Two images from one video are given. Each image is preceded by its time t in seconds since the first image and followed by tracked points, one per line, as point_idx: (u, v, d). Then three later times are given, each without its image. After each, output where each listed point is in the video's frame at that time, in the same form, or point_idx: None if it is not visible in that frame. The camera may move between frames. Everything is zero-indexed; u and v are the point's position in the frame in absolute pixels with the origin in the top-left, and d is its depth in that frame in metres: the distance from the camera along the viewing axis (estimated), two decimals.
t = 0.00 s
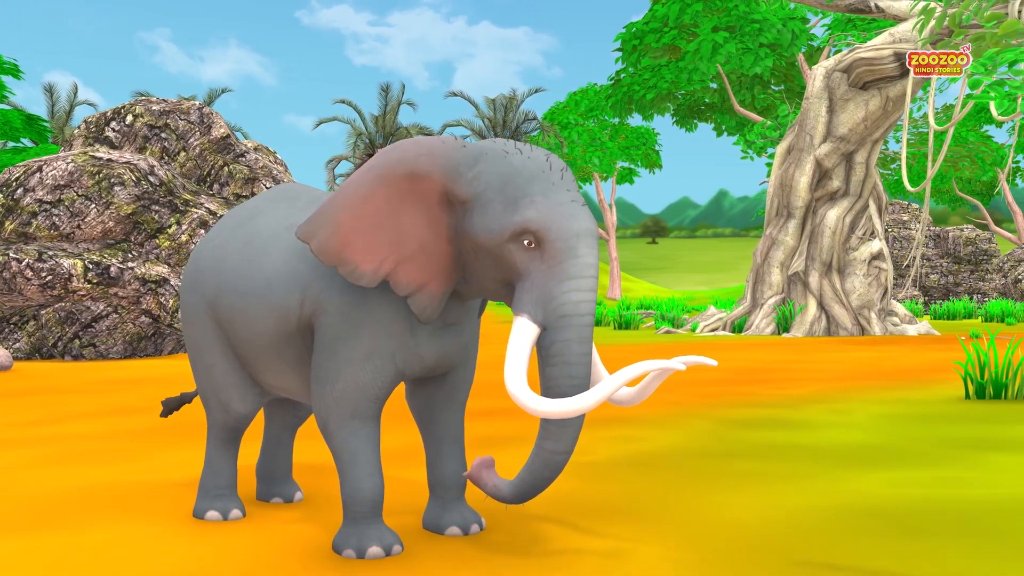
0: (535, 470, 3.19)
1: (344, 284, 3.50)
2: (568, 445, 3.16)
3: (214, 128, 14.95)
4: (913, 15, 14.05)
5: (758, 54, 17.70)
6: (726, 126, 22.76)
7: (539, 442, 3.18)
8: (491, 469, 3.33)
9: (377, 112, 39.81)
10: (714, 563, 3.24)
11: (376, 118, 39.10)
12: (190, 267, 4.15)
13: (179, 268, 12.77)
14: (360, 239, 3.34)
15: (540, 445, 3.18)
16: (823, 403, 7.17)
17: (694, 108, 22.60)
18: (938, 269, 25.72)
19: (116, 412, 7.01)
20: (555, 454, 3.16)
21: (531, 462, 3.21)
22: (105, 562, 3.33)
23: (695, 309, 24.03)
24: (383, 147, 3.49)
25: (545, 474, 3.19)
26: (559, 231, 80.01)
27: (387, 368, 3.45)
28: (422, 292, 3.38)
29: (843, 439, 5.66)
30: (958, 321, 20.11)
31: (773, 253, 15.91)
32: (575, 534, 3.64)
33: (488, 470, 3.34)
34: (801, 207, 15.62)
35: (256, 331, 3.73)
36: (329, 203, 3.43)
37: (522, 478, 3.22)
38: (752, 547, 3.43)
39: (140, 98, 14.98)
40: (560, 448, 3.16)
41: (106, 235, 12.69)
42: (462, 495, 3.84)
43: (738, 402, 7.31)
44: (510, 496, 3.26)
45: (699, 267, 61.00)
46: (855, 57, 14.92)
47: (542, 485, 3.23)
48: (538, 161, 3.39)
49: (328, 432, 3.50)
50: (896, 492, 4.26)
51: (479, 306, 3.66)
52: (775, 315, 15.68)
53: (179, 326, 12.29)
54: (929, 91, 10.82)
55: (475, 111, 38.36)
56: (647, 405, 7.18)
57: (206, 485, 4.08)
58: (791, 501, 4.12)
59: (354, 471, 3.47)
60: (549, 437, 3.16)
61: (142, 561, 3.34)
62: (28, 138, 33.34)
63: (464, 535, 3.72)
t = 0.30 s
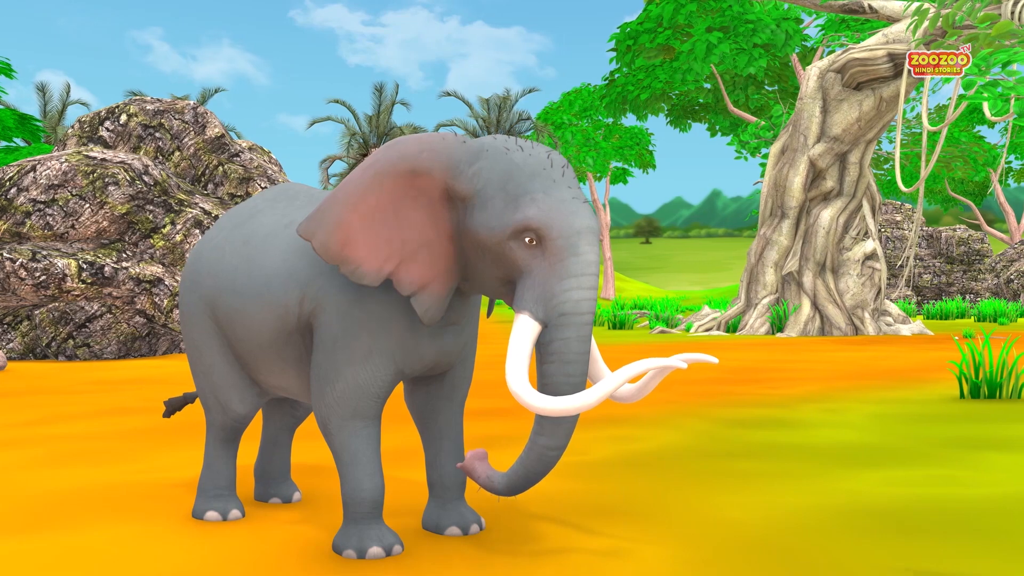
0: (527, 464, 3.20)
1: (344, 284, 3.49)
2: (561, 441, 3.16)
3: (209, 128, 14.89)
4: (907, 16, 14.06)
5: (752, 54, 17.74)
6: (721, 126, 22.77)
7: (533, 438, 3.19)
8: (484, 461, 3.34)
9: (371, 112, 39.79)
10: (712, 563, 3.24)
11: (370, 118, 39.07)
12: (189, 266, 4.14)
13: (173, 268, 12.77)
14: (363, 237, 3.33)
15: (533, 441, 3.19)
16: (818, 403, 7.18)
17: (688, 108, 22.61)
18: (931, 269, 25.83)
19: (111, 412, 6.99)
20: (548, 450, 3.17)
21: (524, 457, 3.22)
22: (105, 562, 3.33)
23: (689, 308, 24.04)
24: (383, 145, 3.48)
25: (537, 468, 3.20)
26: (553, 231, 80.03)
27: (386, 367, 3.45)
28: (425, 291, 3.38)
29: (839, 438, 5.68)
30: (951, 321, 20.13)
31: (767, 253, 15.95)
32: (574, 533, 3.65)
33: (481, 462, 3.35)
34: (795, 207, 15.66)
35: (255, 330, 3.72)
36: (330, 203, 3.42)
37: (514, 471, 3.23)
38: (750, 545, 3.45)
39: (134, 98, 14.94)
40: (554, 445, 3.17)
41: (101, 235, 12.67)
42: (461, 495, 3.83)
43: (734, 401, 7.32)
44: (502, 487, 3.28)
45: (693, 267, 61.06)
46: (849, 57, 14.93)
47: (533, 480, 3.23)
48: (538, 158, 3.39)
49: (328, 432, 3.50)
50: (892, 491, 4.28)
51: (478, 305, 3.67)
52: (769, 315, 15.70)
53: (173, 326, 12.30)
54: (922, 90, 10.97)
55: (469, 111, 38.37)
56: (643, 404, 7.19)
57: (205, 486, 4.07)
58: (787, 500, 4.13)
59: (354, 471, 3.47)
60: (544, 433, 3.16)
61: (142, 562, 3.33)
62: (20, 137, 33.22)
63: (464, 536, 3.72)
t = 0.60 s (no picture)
0: (525, 457, 3.22)
1: (344, 282, 3.49)
2: (561, 434, 3.19)
3: (204, 127, 14.85)
4: (901, 16, 14.10)
5: (746, 54, 17.78)
6: (714, 126, 22.80)
7: (533, 431, 3.21)
8: (482, 448, 3.28)
9: (365, 112, 39.75)
10: (711, 563, 3.23)
11: (363, 118, 39.04)
12: (187, 266, 4.13)
13: (168, 268, 12.75)
14: (363, 235, 3.32)
15: (533, 434, 3.21)
16: (813, 403, 7.20)
17: (682, 109, 22.62)
18: (924, 269, 25.91)
19: (107, 412, 6.96)
20: (547, 443, 3.19)
21: (523, 449, 3.24)
22: (105, 563, 3.31)
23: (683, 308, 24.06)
24: (382, 143, 3.49)
25: (536, 462, 3.22)
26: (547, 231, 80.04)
27: (387, 366, 3.46)
28: (430, 288, 3.35)
29: (835, 437, 5.70)
30: (944, 321, 20.12)
31: (761, 253, 15.97)
32: (573, 532, 3.65)
33: (480, 448, 3.30)
34: (789, 207, 15.69)
35: (254, 330, 3.72)
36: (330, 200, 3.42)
37: (512, 461, 3.24)
38: (748, 544, 3.46)
39: (128, 97, 14.89)
40: (553, 438, 3.19)
41: (95, 234, 12.63)
42: (461, 495, 3.83)
43: (730, 401, 7.33)
44: (500, 477, 3.24)
45: (687, 267, 61.10)
46: (842, 57, 14.95)
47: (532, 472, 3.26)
48: (538, 153, 3.40)
49: (329, 432, 3.49)
50: (888, 490, 4.29)
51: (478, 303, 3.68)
52: (763, 315, 15.73)
53: (167, 326, 12.26)
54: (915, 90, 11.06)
55: (462, 111, 38.36)
56: (639, 404, 7.19)
57: (204, 487, 4.06)
58: (785, 499, 4.14)
59: (354, 471, 3.47)
60: (543, 426, 3.18)
61: (142, 563, 3.32)
62: (11, 137, 33.07)
63: (464, 536, 3.72)
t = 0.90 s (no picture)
0: (526, 451, 3.23)
1: (344, 282, 3.48)
2: (563, 430, 3.20)
3: (198, 127, 14.83)
4: (894, 16, 14.18)
5: (739, 54, 17.81)
6: (708, 126, 22.85)
7: (535, 426, 3.22)
8: (485, 436, 3.32)
9: (358, 111, 39.72)
10: (710, 562, 3.23)
11: (357, 118, 39.03)
12: (185, 267, 4.12)
13: (163, 268, 12.72)
14: (364, 237, 3.34)
15: (535, 429, 3.22)
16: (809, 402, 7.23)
17: (675, 109, 22.65)
18: (916, 269, 26.01)
19: (102, 413, 6.95)
20: (549, 439, 3.20)
21: (524, 444, 3.26)
22: (104, 564, 3.30)
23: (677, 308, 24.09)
24: (380, 142, 3.49)
25: (539, 456, 3.23)
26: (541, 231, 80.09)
27: (387, 364, 3.45)
28: (431, 288, 3.36)
29: (832, 437, 5.72)
30: (938, 321, 20.11)
31: (755, 253, 16.00)
32: (573, 531, 3.66)
33: (482, 437, 3.33)
34: (783, 207, 15.70)
35: (253, 330, 3.71)
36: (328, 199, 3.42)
37: (514, 454, 3.26)
38: (748, 542, 3.47)
39: (123, 97, 14.86)
40: (555, 433, 3.20)
41: (89, 234, 12.59)
42: (460, 495, 3.84)
43: (726, 400, 7.35)
44: (500, 468, 3.28)
45: (681, 267, 61.19)
46: (836, 58, 15.01)
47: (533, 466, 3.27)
48: (536, 149, 3.40)
49: (328, 431, 3.49)
50: (886, 489, 4.31)
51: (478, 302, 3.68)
52: (757, 315, 15.76)
53: (162, 326, 12.22)
54: (909, 89, 11.19)
55: (456, 111, 38.39)
56: (635, 404, 7.21)
57: (203, 487, 4.05)
58: (782, 498, 4.16)
59: (354, 470, 3.47)
60: (545, 422, 3.20)
61: (142, 564, 3.31)
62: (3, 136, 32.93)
63: (463, 536, 3.72)
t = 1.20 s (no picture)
0: (526, 451, 3.25)
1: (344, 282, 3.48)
2: (564, 431, 3.20)
3: (192, 127, 14.78)
4: (888, 17, 14.23)
5: (734, 55, 17.81)
6: (702, 126, 22.85)
7: (534, 426, 3.23)
8: (486, 432, 3.43)
9: (352, 111, 39.66)
10: (710, 562, 3.24)
11: (351, 117, 38.97)
12: (183, 268, 4.12)
13: (157, 267, 12.70)
14: (363, 240, 3.34)
15: (535, 429, 3.23)
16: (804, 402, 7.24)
17: (670, 109, 22.63)
18: (910, 269, 26.08)
19: (98, 413, 6.92)
20: (550, 439, 3.21)
21: (524, 444, 3.27)
22: (104, 565, 3.29)
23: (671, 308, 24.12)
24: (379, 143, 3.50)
25: (539, 457, 3.24)
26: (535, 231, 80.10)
27: (387, 365, 3.44)
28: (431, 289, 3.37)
29: (829, 436, 5.73)
30: (931, 321, 20.14)
31: (749, 253, 16.02)
32: (572, 532, 3.66)
33: (483, 433, 3.44)
34: (777, 207, 15.73)
35: (252, 330, 3.71)
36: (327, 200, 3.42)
37: (514, 454, 3.29)
38: (747, 543, 3.47)
39: (117, 96, 14.81)
40: (555, 434, 3.20)
41: (83, 234, 12.56)
42: (460, 495, 3.84)
43: (723, 400, 7.37)
44: (498, 466, 3.35)
45: (675, 267, 61.25)
46: (830, 59, 15.01)
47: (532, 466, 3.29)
48: (534, 149, 3.41)
49: (328, 431, 3.49)
50: (884, 489, 4.32)
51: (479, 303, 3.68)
52: (752, 315, 15.78)
53: (156, 326, 12.17)
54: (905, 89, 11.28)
55: (450, 110, 38.37)
56: (631, 404, 7.21)
57: (201, 487, 4.05)
58: (780, 498, 4.17)
59: (354, 470, 3.47)
60: (545, 422, 3.20)
61: (141, 565, 3.30)
62: None
63: (463, 536, 3.72)
